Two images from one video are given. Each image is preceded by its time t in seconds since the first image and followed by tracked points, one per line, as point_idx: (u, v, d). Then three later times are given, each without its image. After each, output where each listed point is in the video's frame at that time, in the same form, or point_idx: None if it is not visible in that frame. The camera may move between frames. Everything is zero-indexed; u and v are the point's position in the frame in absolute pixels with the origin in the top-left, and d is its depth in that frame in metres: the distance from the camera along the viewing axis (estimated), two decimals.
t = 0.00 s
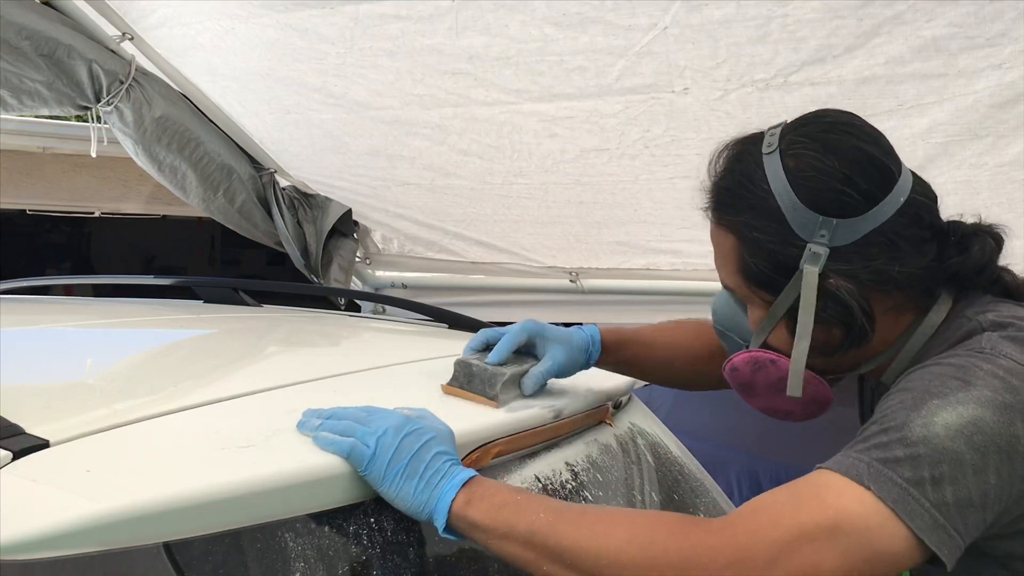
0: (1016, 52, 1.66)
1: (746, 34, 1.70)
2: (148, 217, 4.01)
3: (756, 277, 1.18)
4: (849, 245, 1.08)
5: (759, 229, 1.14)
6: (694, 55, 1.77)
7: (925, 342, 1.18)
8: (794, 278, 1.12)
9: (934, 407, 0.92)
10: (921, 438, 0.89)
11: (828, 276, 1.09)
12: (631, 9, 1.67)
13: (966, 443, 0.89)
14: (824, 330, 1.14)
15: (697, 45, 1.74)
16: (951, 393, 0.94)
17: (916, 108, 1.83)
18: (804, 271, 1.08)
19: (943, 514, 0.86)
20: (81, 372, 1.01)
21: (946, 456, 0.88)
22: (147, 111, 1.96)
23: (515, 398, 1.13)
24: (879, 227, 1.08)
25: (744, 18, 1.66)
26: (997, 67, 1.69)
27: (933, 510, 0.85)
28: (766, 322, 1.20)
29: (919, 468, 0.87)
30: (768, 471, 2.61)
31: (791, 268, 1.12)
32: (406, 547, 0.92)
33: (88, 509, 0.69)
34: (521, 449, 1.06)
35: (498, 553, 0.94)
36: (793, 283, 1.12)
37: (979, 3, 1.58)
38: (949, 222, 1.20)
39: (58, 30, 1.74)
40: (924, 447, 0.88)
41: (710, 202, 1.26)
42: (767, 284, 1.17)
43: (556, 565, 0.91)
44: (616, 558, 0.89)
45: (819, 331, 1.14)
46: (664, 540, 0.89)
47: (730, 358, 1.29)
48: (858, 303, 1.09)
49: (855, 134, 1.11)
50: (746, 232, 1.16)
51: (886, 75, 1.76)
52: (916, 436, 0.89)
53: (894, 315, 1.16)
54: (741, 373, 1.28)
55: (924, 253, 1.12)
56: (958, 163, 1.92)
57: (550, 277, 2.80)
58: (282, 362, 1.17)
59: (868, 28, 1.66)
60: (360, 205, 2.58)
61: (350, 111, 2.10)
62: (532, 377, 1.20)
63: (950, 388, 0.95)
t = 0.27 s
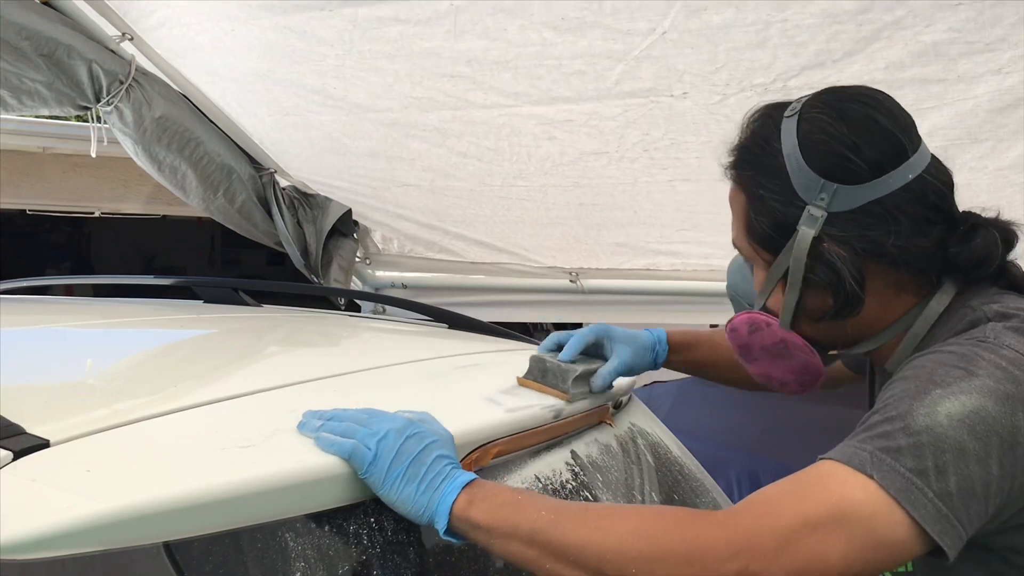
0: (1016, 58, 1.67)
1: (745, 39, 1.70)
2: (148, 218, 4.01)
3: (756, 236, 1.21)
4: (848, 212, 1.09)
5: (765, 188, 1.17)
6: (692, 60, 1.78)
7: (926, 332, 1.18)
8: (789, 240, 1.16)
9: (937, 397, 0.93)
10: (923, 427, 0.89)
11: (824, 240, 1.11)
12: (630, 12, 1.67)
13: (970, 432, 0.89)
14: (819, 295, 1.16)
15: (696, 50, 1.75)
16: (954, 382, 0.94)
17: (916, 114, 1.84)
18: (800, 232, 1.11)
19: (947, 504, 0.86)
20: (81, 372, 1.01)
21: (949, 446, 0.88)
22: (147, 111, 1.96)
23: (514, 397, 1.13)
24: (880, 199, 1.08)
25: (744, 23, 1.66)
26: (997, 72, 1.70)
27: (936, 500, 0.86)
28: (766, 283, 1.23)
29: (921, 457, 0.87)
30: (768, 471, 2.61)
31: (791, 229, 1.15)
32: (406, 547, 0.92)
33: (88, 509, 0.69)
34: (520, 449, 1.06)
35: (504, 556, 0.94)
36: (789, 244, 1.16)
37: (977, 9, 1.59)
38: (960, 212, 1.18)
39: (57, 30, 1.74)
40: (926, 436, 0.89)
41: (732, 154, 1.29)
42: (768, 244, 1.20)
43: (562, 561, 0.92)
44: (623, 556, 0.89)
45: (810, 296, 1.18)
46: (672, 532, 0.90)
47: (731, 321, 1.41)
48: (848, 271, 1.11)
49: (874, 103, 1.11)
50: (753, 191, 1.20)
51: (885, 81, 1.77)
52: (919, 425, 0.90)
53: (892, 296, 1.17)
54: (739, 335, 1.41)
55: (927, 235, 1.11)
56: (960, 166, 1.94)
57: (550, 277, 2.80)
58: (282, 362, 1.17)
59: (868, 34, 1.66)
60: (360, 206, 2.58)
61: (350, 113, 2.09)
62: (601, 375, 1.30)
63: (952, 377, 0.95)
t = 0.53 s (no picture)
0: (1015, 61, 1.69)
1: (743, 42, 1.71)
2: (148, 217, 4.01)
3: (742, 238, 1.28)
4: (820, 209, 1.14)
5: (746, 191, 1.24)
6: (692, 63, 1.79)
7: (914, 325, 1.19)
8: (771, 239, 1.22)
9: (918, 382, 0.96)
10: (906, 412, 0.92)
11: (798, 237, 1.17)
12: (630, 13, 1.68)
13: (950, 415, 0.92)
14: (799, 291, 1.22)
15: (696, 52, 1.76)
16: (934, 367, 0.97)
17: (915, 117, 1.84)
18: (776, 231, 1.17)
19: (932, 485, 0.89)
20: (81, 372, 1.01)
21: (931, 428, 0.91)
22: (147, 111, 1.96)
23: (514, 397, 1.13)
24: (848, 195, 1.12)
25: (743, 25, 1.67)
26: (996, 75, 1.72)
27: (922, 481, 0.88)
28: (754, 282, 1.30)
29: (905, 441, 0.90)
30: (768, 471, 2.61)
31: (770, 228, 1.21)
32: (406, 546, 0.91)
33: (89, 508, 0.69)
34: (520, 448, 1.06)
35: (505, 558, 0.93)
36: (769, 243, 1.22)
37: (977, 11, 1.60)
38: (936, 207, 1.19)
39: (58, 31, 1.74)
40: (909, 421, 0.91)
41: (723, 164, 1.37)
42: (754, 244, 1.26)
43: (560, 556, 0.92)
44: (620, 548, 0.91)
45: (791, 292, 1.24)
46: (665, 521, 0.93)
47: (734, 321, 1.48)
48: (823, 266, 1.16)
49: (844, 106, 1.16)
50: (737, 195, 1.26)
51: (885, 83, 1.76)
52: (901, 410, 0.93)
53: (874, 289, 1.20)
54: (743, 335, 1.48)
55: (899, 230, 1.14)
56: (958, 168, 1.96)
57: (550, 277, 2.81)
58: (281, 362, 1.17)
59: (867, 36, 1.67)
60: (361, 205, 2.58)
61: (350, 114, 2.09)
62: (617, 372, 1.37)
63: (932, 362, 0.99)
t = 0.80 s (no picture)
0: (1015, 46, 1.70)
1: (747, 22, 1.70)
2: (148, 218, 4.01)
3: (748, 238, 1.32)
4: (817, 201, 1.17)
5: (752, 193, 1.29)
6: (696, 43, 1.78)
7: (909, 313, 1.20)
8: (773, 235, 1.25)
9: (911, 351, 0.99)
10: (902, 376, 0.95)
11: (797, 227, 1.19)
12: None
13: (945, 378, 0.95)
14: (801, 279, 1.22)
15: (699, 33, 1.75)
16: (926, 337, 1.01)
17: (916, 102, 1.84)
18: (777, 223, 1.21)
19: (931, 446, 0.91)
20: (81, 372, 1.01)
21: (927, 391, 0.94)
22: (147, 111, 1.96)
23: (515, 398, 1.13)
24: (844, 186, 1.15)
25: (748, 6, 1.67)
26: (996, 61, 1.72)
27: (920, 442, 0.90)
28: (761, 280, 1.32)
29: (903, 403, 0.92)
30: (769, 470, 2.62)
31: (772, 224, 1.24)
32: (406, 546, 0.91)
33: (89, 508, 0.69)
34: (520, 448, 1.06)
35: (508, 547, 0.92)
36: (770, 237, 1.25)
37: None
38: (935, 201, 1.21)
39: (58, 30, 1.74)
40: (905, 385, 0.94)
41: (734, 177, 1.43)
42: (757, 241, 1.29)
43: (568, 539, 0.91)
44: (632, 520, 0.90)
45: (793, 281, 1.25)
46: (675, 490, 0.93)
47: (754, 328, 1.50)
48: (818, 250, 1.18)
49: (843, 111, 1.22)
50: (744, 199, 1.31)
51: (886, 67, 1.77)
52: (897, 375, 0.96)
53: (872, 280, 1.20)
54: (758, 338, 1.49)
55: (896, 219, 1.15)
56: (958, 158, 1.94)
57: (550, 277, 2.80)
58: (281, 362, 1.17)
59: (869, 18, 1.67)
60: (362, 206, 2.58)
61: (353, 107, 2.10)
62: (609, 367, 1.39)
63: (924, 334, 1.02)
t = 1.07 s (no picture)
0: (1019, 22, 1.69)
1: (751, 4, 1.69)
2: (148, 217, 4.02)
3: (738, 253, 1.32)
4: (803, 210, 1.18)
5: (738, 209, 1.30)
6: (700, 25, 1.76)
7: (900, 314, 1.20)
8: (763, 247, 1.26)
9: (902, 342, 1.00)
10: (894, 365, 0.96)
11: (785, 236, 1.20)
12: None
13: (937, 365, 0.96)
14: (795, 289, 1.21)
15: (704, 15, 1.73)
16: (916, 329, 1.02)
17: (919, 80, 1.84)
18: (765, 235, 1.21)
19: (925, 432, 0.91)
20: (81, 372, 1.01)
21: (919, 379, 0.94)
22: (147, 111, 1.96)
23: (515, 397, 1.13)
24: (829, 194, 1.17)
25: None
26: (999, 38, 1.73)
27: (914, 427, 0.90)
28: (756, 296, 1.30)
29: (895, 391, 0.93)
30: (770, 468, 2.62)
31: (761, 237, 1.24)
32: (406, 547, 0.91)
33: (89, 509, 0.69)
34: (521, 449, 1.06)
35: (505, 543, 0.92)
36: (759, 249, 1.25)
37: None
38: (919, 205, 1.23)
39: (57, 31, 1.74)
40: (897, 373, 0.95)
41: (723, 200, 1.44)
42: (749, 256, 1.29)
43: (566, 532, 0.91)
44: (630, 510, 0.91)
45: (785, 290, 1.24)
46: (674, 482, 0.93)
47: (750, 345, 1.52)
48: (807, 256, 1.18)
49: (823, 127, 1.25)
50: (732, 215, 1.32)
51: (890, 44, 1.77)
52: (888, 364, 0.96)
53: (862, 284, 1.20)
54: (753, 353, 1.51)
55: (879, 223, 1.17)
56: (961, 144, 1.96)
57: (550, 277, 2.80)
58: (280, 362, 1.17)
59: None
60: (362, 205, 2.58)
61: (356, 96, 2.09)
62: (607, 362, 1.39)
63: (914, 326, 1.03)
